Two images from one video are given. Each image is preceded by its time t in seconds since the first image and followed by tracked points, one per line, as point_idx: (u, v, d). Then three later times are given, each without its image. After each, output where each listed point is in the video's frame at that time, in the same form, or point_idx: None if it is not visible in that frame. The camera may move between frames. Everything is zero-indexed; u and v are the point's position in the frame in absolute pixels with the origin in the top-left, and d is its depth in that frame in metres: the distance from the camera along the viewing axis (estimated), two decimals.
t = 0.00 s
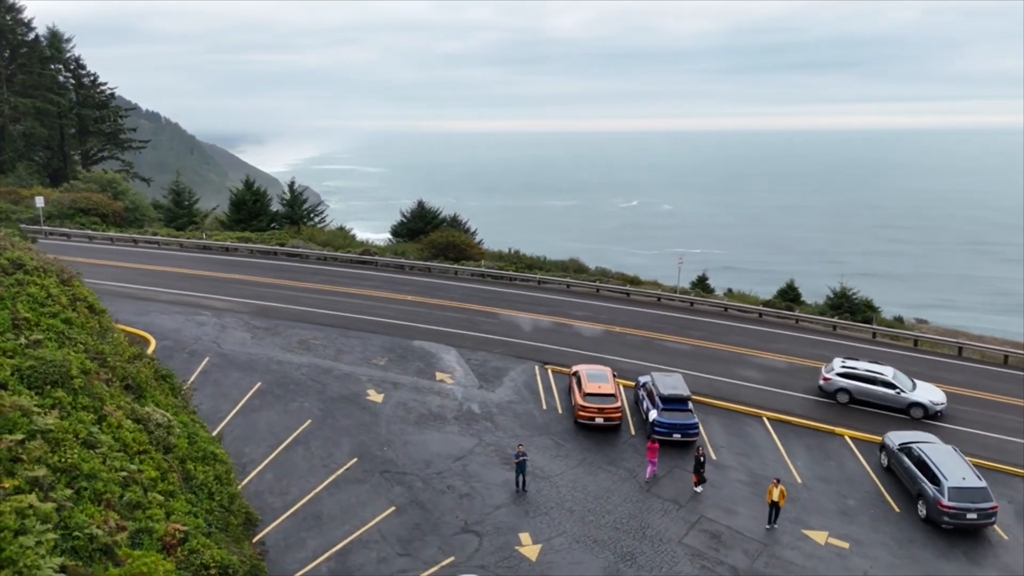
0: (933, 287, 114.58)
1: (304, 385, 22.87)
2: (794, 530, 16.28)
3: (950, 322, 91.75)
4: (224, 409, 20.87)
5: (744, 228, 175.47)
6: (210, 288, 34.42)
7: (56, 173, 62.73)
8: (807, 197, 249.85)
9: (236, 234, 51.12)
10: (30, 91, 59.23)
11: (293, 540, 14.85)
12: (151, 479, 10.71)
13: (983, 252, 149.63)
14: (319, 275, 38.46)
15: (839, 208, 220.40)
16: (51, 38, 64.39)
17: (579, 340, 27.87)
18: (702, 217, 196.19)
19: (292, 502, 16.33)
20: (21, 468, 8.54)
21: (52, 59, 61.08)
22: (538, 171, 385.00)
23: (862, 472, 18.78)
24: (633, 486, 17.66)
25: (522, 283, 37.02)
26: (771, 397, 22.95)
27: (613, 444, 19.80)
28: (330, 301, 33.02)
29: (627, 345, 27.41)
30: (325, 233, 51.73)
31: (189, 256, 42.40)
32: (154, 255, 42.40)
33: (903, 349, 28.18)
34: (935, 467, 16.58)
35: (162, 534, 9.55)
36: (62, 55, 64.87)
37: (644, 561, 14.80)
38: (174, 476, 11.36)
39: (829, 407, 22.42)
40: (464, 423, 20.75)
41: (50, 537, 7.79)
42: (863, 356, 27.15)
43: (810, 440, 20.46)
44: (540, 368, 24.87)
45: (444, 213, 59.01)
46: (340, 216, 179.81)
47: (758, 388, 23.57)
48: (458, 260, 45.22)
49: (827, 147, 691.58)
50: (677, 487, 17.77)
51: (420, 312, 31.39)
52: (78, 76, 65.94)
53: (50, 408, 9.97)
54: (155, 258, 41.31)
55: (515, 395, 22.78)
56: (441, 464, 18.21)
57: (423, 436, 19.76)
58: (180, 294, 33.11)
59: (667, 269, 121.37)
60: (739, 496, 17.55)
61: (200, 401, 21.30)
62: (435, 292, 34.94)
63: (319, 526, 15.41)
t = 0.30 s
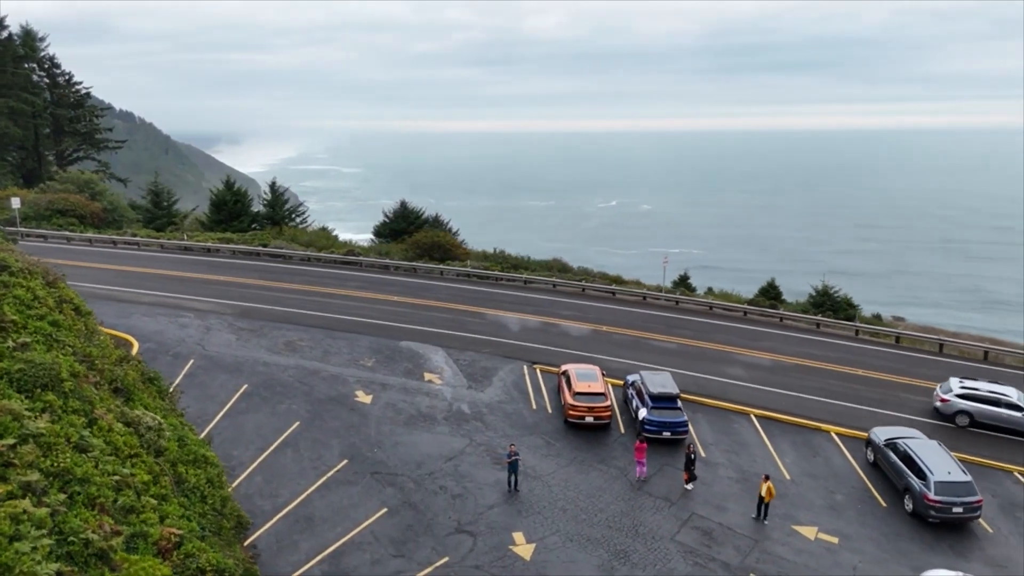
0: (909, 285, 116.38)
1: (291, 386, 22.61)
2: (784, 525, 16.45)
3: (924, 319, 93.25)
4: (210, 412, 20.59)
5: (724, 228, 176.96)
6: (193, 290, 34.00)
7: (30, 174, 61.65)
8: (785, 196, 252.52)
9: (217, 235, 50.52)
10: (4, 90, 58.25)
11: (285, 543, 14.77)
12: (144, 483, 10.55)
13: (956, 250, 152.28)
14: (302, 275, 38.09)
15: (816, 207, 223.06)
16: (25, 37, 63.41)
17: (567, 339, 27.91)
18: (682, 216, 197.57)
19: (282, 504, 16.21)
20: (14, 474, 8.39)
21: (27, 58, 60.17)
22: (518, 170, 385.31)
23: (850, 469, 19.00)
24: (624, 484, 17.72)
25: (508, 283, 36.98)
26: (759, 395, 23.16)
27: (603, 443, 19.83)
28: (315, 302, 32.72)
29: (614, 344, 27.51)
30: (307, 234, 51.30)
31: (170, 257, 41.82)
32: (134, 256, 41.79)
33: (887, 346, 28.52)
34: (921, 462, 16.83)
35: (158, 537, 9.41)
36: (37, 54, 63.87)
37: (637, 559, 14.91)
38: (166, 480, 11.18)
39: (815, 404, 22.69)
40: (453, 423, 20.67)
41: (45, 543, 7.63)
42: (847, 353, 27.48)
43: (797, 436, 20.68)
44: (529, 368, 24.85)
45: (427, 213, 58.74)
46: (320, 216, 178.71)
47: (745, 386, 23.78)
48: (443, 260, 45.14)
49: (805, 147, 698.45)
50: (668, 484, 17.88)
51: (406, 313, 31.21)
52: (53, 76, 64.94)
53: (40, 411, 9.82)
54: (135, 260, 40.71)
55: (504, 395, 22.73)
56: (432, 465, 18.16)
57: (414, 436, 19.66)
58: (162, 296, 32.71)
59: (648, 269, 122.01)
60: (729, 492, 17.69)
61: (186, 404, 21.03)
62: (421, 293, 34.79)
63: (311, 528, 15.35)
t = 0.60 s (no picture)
0: (883, 283, 118.13)
1: (275, 388, 22.36)
2: (770, 522, 16.61)
3: (899, 317, 94.68)
4: (194, 415, 20.32)
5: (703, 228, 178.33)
6: (173, 292, 33.54)
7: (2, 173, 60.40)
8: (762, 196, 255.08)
9: (196, 236, 49.92)
10: None
11: (273, 546, 14.66)
12: (132, 487, 10.37)
13: (929, 248, 154.93)
14: (284, 276, 37.74)
15: (793, 207, 225.57)
16: None
17: (552, 339, 27.96)
18: (661, 216, 198.75)
19: (270, 507, 16.08)
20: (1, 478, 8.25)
21: None
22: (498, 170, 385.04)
23: (833, 465, 19.25)
24: (612, 483, 17.78)
25: (492, 283, 36.96)
26: (742, 392, 23.42)
27: (591, 442, 19.90)
28: (298, 303, 32.43)
29: (600, 343, 27.61)
30: (288, 234, 50.87)
31: (148, 259, 41.21)
32: (112, 258, 41.15)
33: (866, 344, 28.90)
34: (904, 458, 17.07)
35: (148, 542, 9.29)
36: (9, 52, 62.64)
37: (627, 557, 15.00)
38: (154, 483, 11.03)
39: (797, 400, 22.97)
40: (441, 423, 20.57)
41: (35, 549, 7.47)
42: (827, 350, 27.83)
43: (782, 433, 20.90)
44: (515, 368, 24.83)
45: (408, 214, 58.51)
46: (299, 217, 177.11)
47: (729, 384, 24.00)
48: (426, 260, 45.07)
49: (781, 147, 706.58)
50: (655, 482, 17.97)
51: (390, 314, 31.01)
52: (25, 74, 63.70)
53: (26, 416, 9.68)
54: (112, 261, 40.05)
55: (490, 395, 22.71)
56: (421, 466, 18.08)
57: (401, 437, 19.56)
58: (142, 298, 32.26)
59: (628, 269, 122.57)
60: (716, 490, 17.83)
61: (169, 407, 20.75)
62: (405, 293, 34.64)
63: (299, 531, 15.24)
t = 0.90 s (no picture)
0: (859, 281, 119.83)
1: (258, 390, 22.09)
2: (756, 518, 16.77)
3: (874, 315, 96.03)
4: (176, 418, 20.04)
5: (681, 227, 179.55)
6: (152, 294, 33.06)
7: None
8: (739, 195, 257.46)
9: (174, 237, 49.26)
10: None
11: (260, 550, 14.53)
12: (117, 492, 10.21)
13: (903, 246, 157.44)
14: (264, 278, 37.34)
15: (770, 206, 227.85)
16: None
17: (537, 339, 27.99)
18: (640, 216, 199.77)
19: (255, 510, 15.93)
20: None
21: None
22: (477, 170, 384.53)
23: (816, 461, 19.47)
24: (599, 482, 17.84)
25: (475, 283, 36.88)
26: (726, 390, 23.62)
27: (577, 441, 19.93)
28: (280, 304, 32.11)
29: (584, 343, 27.69)
30: (267, 235, 50.38)
31: (124, 261, 40.58)
32: (87, 259, 40.47)
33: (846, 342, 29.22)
34: (886, 453, 17.33)
35: (136, 548, 9.14)
36: None
37: (615, 556, 15.07)
38: (140, 488, 10.86)
39: (781, 398, 23.21)
40: (427, 424, 20.48)
41: (22, 555, 7.33)
42: (808, 348, 28.14)
43: (765, 430, 21.10)
44: (500, 368, 24.83)
45: (389, 214, 58.15)
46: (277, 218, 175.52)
47: (713, 382, 24.19)
48: (407, 260, 44.90)
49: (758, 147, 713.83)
50: (642, 480, 18.04)
51: (373, 314, 30.81)
52: None
53: (9, 421, 9.49)
54: (88, 263, 39.39)
55: (476, 395, 22.66)
56: (408, 467, 18.01)
57: (387, 439, 19.42)
58: (119, 300, 31.77)
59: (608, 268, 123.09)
60: (702, 487, 17.95)
61: (150, 411, 20.44)
62: (388, 294, 34.47)
63: (286, 534, 15.12)
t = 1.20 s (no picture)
0: (835, 279, 121.40)
1: (239, 393, 21.80)
2: (740, 515, 16.91)
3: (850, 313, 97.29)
4: (156, 422, 19.75)
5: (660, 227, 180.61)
6: (128, 296, 32.54)
7: None
8: (717, 195, 259.51)
9: (150, 238, 48.51)
10: None
11: (244, 554, 14.37)
12: (101, 497, 10.04)
13: (877, 244, 159.74)
14: (243, 279, 36.92)
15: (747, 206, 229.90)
16: None
17: (520, 339, 27.97)
18: (619, 216, 200.62)
19: (239, 515, 15.75)
20: None
21: None
22: (456, 170, 383.63)
23: (799, 457, 19.69)
24: (584, 481, 17.89)
25: (457, 283, 36.77)
26: (708, 388, 23.80)
27: (562, 440, 19.97)
28: (260, 306, 31.76)
29: (567, 342, 27.74)
30: (245, 236, 49.80)
31: (99, 262, 39.86)
32: (62, 261, 39.74)
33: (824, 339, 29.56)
34: (867, 449, 17.58)
35: (121, 553, 8.98)
36: None
37: (602, 554, 15.12)
38: (123, 493, 10.68)
39: (762, 395, 23.43)
40: (411, 425, 20.37)
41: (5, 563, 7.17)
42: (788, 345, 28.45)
43: (748, 428, 21.29)
44: (484, 368, 24.80)
45: (368, 214, 57.75)
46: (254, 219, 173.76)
47: (695, 380, 24.38)
48: (388, 261, 44.69)
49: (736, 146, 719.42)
50: (627, 479, 18.12)
51: (355, 316, 30.59)
52: None
53: None
54: (62, 265, 38.66)
55: (460, 396, 22.59)
56: (393, 468, 17.91)
57: (371, 440, 19.30)
58: (96, 303, 31.21)
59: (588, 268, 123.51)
60: (687, 485, 18.07)
61: (130, 415, 20.14)
62: (369, 294, 34.25)
63: (271, 538, 14.99)
